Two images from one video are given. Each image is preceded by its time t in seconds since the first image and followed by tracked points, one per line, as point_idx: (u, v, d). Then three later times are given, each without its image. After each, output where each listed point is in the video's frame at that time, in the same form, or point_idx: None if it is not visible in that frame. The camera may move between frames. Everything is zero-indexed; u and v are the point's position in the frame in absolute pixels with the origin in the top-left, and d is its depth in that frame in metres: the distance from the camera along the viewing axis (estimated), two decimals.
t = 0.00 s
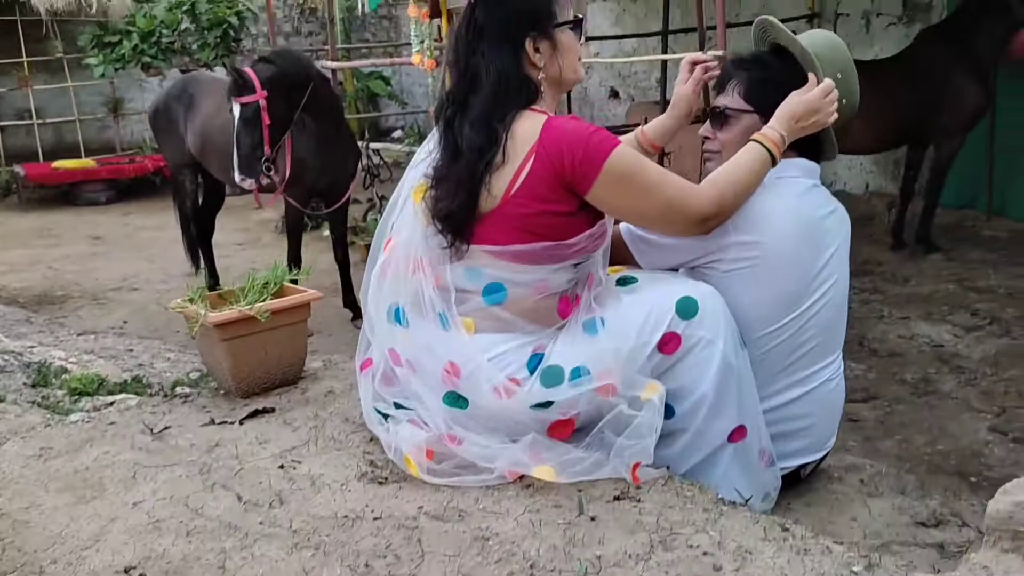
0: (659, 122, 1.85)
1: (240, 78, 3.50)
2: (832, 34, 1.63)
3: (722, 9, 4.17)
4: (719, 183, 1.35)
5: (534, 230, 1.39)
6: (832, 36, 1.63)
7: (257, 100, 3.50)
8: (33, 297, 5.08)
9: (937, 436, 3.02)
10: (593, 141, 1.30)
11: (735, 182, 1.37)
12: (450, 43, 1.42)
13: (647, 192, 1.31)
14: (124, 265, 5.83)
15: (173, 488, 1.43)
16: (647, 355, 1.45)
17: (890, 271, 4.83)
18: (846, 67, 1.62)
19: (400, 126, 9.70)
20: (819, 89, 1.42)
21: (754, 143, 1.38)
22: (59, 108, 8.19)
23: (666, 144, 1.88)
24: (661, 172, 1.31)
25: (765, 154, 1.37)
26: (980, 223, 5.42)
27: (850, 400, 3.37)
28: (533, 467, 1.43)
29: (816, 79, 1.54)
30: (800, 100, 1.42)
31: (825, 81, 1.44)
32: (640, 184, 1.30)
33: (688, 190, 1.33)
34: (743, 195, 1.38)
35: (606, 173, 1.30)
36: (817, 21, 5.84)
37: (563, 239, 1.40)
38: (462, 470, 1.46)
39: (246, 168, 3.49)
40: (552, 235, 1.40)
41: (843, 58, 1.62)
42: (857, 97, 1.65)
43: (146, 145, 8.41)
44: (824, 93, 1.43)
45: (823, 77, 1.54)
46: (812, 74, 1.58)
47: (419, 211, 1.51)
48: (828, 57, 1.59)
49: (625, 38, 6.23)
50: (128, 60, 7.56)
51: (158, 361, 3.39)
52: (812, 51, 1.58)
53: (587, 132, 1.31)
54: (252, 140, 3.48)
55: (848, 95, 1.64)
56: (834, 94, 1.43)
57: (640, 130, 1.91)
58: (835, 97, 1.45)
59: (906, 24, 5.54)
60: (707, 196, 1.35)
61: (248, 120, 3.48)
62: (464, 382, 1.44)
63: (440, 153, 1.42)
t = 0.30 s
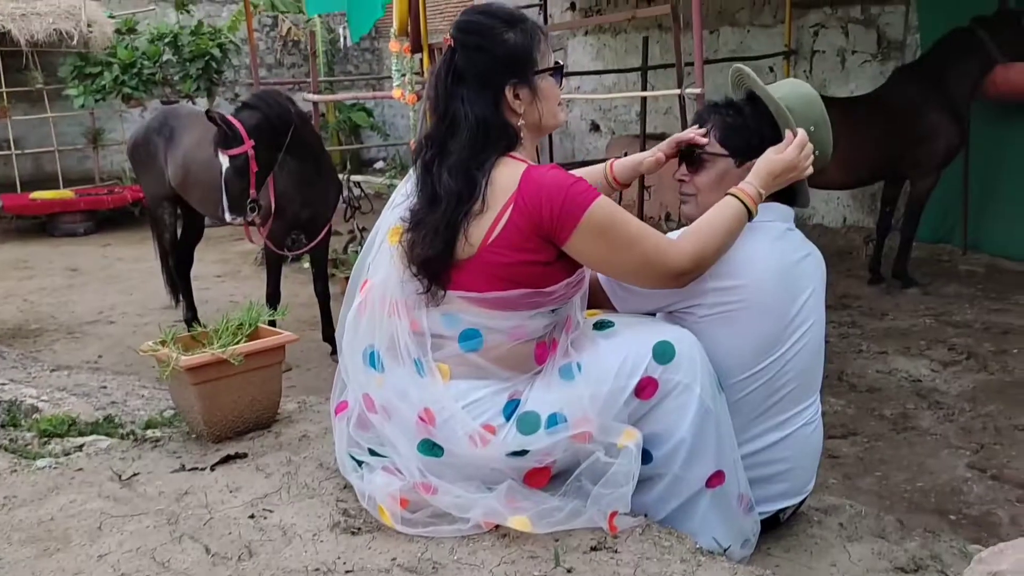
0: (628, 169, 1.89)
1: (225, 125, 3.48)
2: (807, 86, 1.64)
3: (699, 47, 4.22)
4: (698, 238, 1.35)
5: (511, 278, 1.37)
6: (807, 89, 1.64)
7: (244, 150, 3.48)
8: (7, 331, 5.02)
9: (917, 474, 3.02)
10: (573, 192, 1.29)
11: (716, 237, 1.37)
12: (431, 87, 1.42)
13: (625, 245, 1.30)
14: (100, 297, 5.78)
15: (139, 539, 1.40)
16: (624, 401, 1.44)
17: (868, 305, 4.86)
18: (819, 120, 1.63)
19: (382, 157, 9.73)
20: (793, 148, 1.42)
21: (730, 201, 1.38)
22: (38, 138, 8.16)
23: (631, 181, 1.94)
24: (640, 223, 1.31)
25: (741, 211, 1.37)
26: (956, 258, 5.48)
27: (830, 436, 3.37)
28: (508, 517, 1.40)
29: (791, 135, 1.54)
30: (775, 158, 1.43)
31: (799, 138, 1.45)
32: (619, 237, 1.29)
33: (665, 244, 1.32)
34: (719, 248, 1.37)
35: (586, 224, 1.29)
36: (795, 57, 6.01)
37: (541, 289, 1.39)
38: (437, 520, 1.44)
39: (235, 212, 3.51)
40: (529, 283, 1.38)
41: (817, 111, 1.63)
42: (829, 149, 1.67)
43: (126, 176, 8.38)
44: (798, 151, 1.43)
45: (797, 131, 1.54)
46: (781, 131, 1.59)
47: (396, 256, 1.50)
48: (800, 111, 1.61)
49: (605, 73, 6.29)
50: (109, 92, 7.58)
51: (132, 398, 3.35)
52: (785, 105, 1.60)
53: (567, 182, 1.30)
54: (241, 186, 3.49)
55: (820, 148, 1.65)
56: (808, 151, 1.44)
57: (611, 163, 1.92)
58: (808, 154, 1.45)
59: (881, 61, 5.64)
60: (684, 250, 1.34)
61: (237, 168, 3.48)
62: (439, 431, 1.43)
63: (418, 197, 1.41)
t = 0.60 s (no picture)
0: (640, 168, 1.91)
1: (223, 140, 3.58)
2: (783, 126, 1.63)
3: (679, 73, 4.25)
4: (675, 276, 1.35)
5: (487, 312, 1.36)
6: (783, 129, 1.62)
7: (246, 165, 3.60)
8: None
9: (895, 500, 3.03)
10: (549, 227, 1.29)
11: (693, 274, 1.37)
12: (409, 117, 1.42)
13: (602, 280, 1.30)
14: (77, 316, 5.73)
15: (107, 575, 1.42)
16: (601, 434, 1.43)
17: (847, 329, 4.89)
18: (795, 159, 1.61)
19: (365, 177, 9.73)
20: (769, 187, 1.42)
21: (708, 237, 1.39)
22: (17, 155, 8.10)
23: (645, 173, 1.95)
24: (617, 258, 1.31)
25: (718, 248, 1.38)
26: (933, 282, 5.54)
27: (809, 461, 3.37)
28: (483, 552, 1.38)
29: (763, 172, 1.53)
30: (751, 195, 1.43)
31: (774, 177, 1.45)
32: (595, 272, 1.29)
33: (640, 280, 1.32)
34: (695, 283, 1.37)
35: (561, 259, 1.29)
36: (775, 82, 6.15)
37: (518, 322, 1.38)
38: (410, 555, 1.43)
39: (228, 230, 3.56)
40: (505, 317, 1.37)
41: (793, 150, 1.61)
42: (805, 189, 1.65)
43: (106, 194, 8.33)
44: (774, 190, 1.44)
45: (769, 170, 1.54)
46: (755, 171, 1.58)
47: (373, 286, 1.49)
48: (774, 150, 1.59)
49: (587, 96, 6.33)
50: (89, 109, 7.56)
51: (107, 421, 3.31)
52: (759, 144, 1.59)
53: (543, 217, 1.30)
54: (239, 202, 3.57)
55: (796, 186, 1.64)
56: (783, 189, 1.45)
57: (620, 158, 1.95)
58: (782, 192, 1.46)
59: (859, 87, 5.69)
60: (660, 286, 1.34)
61: (237, 183, 3.57)
62: (414, 464, 1.42)
63: (395, 229, 1.40)
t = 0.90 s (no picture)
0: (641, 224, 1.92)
1: (243, 160, 3.60)
2: (784, 183, 1.62)
3: (660, 105, 4.28)
4: (652, 318, 1.36)
5: (465, 352, 1.36)
6: (782, 185, 1.62)
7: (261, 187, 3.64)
8: None
9: (874, 533, 3.03)
10: (527, 269, 1.29)
11: (671, 316, 1.38)
12: (388, 156, 1.42)
13: (580, 322, 1.30)
14: (54, 342, 5.67)
15: None
16: (578, 474, 1.43)
17: (826, 360, 4.92)
18: (784, 214, 1.60)
19: (348, 204, 9.73)
20: (754, 238, 1.45)
21: (688, 280, 1.40)
22: None
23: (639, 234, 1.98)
24: (595, 302, 1.31)
25: (696, 291, 1.39)
26: (912, 313, 5.59)
27: (788, 493, 3.38)
28: None
29: (752, 221, 1.54)
30: (736, 245, 1.46)
31: (760, 228, 1.48)
32: (573, 314, 1.30)
33: (618, 322, 1.33)
34: (673, 326, 1.38)
35: (539, 301, 1.29)
36: (754, 114, 6.24)
37: (496, 363, 1.38)
38: None
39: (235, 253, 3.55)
40: (482, 357, 1.37)
41: (785, 205, 1.60)
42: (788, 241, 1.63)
43: (86, 219, 8.29)
44: (758, 241, 1.46)
45: (757, 220, 1.54)
46: (745, 216, 1.58)
47: (351, 324, 1.48)
48: (767, 201, 1.58)
49: (570, 126, 6.38)
50: (70, 134, 7.62)
51: (82, 451, 3.27)
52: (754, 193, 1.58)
53: (522, 259, 1.30)
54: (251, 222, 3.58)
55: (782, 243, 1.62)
56: (767, 241, 1.47)
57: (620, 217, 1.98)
58: (767, 245, 1.48)
59: (837, 120, 5.77)
60: (638, 328, 1.35)
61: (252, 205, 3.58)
62: (390, 506, 1.41)
63: (374, 269, 1.41)
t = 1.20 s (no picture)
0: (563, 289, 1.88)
1: (257, 162, 3.81)
2: (764, 215, 1.63)
3: (639, 124, 4.29)
4: (631, 346, 1.37)
5: (445, 379, 1.36)
6: (762, 216, 1.63)
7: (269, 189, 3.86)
8: None
9: (851, 552, 3.05)
10: (507, 295, 1.30)
11: (649, 342, 1.39)
12: (371, 182, 1.42)
13: (560, 350, 1.31)
14: (29, 359, 5.62)
15: None
16: (556, 500, 1.42)
17: (804, 377, 4.95)
18: (763, 245, 1.61)
19: (329, 219, 9.71)
20: (733, 268, 1.47)
21: (666, 306, 1.41)
22: None
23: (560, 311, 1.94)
24: (574, 329, 1.32)
25: (675, 318, 1.40)
26: (889, 330, 5.65)
27: (767, 512, 3.39)
28: None
29: (733, 253, 1.55)
30: (715, 273, 1.47)
31: (738, 258, 1.50)
32: (553, 340, 1.30)
33: (596, 349, 1.34)
34: (650, 353, 1.39)
35: (519, 327, 1.29)
36: (733, 133, 6.30)
37: (475, 388, 1.38)
38: None
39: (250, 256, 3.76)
40: (462, 384, 1.36)
41: (765, 238, 1.62)
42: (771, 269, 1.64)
43: (63, 234, 8.21)
44: (738, 272, 1.48)
45: (738, 251, 1.56)
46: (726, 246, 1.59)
47: (330, 349, 1.47)
48: (748, 230, 1.59)
49: (550, 144, 6.40)
50: (48, 148, 7.55)
51: (56, 472, 3.24)
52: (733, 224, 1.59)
53: (502, 286, 1.31)
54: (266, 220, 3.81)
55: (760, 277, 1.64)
56: (745, 271, 1.49)
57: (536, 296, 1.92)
58: (746, 274, 1.50)
59: (814, 140, 5.83)
60: (617, 354, 1.36)
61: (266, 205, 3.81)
62: (367, 533, 1.41)
63: (356, 294, 1.41)
